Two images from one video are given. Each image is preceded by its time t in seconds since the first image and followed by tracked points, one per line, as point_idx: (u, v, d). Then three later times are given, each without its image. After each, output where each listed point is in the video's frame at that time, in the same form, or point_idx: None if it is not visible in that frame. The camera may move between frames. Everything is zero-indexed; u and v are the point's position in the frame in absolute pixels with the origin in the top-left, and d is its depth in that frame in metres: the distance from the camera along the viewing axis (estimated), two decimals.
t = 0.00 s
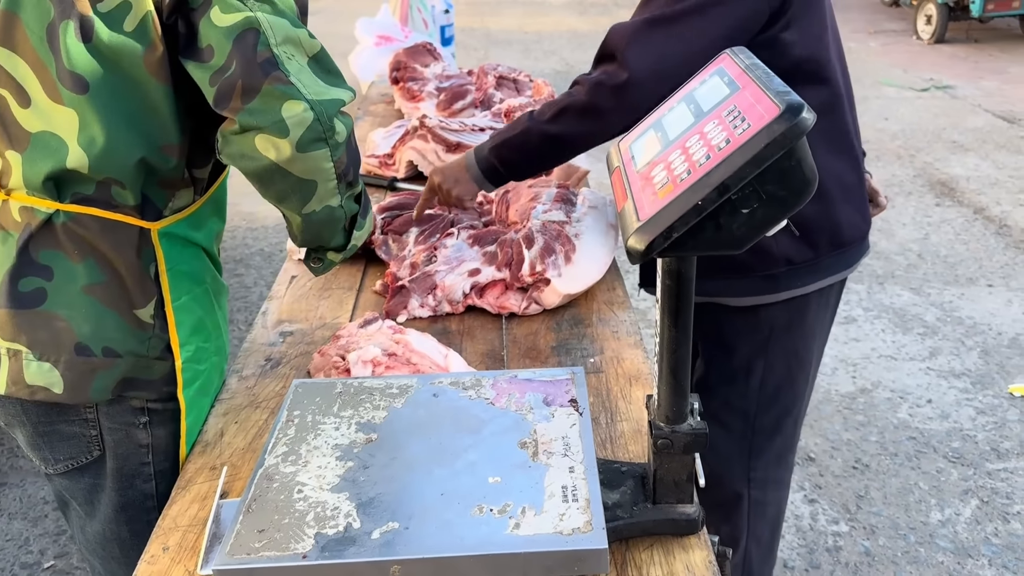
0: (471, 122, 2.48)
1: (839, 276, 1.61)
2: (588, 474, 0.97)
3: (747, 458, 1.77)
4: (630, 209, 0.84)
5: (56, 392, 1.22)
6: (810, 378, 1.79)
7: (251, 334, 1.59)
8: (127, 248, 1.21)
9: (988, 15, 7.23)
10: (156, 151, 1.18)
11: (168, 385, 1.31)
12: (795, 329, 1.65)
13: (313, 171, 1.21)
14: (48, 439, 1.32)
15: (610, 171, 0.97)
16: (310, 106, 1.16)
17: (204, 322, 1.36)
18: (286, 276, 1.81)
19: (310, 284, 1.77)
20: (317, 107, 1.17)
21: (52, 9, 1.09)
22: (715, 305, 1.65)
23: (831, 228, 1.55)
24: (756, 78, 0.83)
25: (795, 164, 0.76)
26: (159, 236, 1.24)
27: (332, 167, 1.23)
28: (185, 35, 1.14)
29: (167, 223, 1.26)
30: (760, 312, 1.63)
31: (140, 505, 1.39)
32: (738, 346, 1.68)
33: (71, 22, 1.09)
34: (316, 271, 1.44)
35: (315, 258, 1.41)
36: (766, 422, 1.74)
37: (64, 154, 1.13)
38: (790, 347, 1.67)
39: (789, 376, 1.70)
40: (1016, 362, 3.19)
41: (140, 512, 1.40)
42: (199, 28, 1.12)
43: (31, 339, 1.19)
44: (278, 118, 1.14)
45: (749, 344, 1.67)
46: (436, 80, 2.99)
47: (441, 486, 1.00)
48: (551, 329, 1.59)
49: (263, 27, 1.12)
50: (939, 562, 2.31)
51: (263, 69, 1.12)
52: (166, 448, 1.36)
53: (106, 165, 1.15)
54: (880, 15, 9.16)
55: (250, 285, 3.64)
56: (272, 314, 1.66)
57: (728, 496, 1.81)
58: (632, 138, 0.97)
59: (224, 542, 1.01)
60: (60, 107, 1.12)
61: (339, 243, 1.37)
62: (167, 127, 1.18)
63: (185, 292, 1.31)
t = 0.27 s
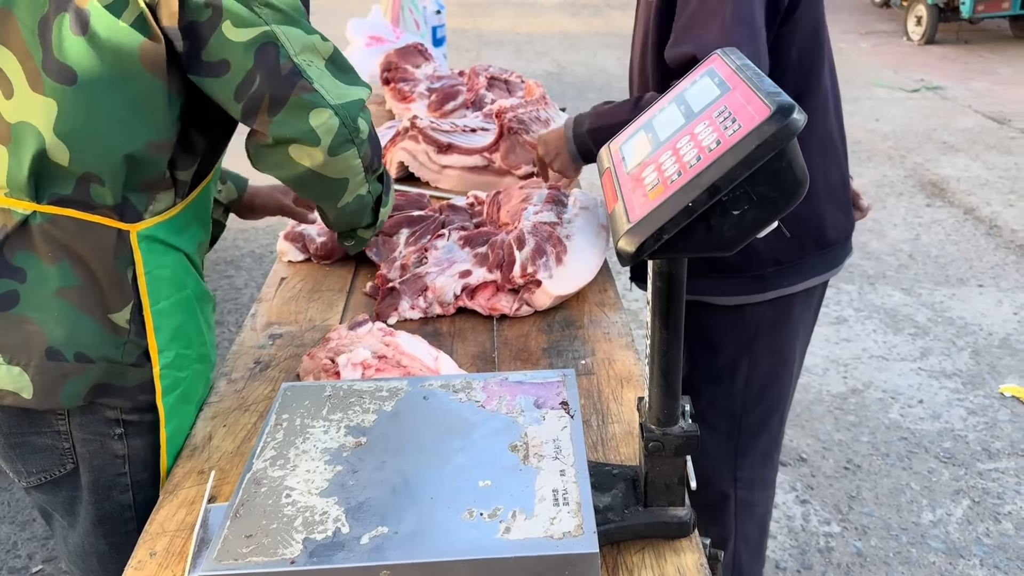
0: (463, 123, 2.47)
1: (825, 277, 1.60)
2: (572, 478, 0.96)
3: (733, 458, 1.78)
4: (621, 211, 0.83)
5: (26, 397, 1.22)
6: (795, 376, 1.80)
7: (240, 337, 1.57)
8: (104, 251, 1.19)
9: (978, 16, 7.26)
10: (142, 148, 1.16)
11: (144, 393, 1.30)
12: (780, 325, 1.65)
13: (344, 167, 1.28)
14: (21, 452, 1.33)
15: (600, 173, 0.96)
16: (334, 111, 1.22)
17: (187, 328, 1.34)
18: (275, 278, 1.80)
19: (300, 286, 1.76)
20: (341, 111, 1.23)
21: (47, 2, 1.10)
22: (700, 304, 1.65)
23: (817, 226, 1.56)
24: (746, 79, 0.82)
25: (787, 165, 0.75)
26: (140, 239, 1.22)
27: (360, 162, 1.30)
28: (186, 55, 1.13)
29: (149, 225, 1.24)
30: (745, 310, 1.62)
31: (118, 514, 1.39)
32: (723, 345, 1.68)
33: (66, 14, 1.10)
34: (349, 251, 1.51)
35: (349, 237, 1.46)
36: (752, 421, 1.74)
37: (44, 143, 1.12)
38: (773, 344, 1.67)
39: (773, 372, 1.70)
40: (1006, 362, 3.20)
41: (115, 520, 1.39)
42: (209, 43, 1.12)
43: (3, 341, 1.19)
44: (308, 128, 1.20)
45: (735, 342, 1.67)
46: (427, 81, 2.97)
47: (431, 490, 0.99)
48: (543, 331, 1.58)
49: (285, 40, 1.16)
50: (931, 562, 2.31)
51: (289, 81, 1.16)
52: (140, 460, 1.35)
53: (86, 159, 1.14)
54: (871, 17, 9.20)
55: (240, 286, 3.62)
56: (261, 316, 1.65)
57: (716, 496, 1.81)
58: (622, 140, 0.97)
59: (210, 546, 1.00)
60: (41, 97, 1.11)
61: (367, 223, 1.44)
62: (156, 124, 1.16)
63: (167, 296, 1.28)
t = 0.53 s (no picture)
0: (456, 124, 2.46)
1: (826, 273, 1.62)
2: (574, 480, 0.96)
3: (731, 458, 1.78)
4: (614, 213, 0.82)
5: (19, 405, 1.18)
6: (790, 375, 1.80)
7: (231, 339, 1.56)
8: (102, 254, 1.16)
9: (970, 17, 7.28)
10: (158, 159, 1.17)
11: (133, 403, 1.28)
12: (779, 327, 1.66)
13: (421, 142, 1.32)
14: (4, 470, 1.31)
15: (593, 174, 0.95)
16: (399, 95, 1.26)
17: (181, 333, 1.32)
18: (267, 280, 1.79)
19: (292, 288, 1.75)
20: (403, 97, 1.26)
21: (70, 13, 1.08)
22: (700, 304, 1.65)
23: (820, 224, 1.55)
24: (740, 80, 0.82)
25: (781, 168, 0.75)
26: (139, 242, 1.20)
27: (437, 138, 1.34)
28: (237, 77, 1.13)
29: (145, 229, 1.21)
30: (747, 310, 1.63)
31: (111, 517, 1.40)
32: (722, 345, 1.68)
33: (96, 30, 1.08)
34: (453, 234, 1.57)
35: (449, 222, 1.52)
36: (749, 422, 1.74)
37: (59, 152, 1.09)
38: (773, 345, 1.68)
39: (772, 374, 1.70)
40: (999, 363, 3.21)
41: (112, 521, 1.40)
42: (273, 60, 1.13)
43: None
44: (378, 119, 1.24)
45: (735, 343, 1.67)
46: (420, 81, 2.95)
47: (423, 495, 0.98)
48: (536, 333, 1.57)
49: (340, 43, 1.19)
50: (925, 564, 2.31)
51: (355, 80, 1.20)
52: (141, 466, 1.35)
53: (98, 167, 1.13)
54: (864, 18, 9.23)
55: (232, 287, 3.61)
56: (252, 319, 1.64)
57: (711, 496, 1.82)
58: (615, 140, 0.96)
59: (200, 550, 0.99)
60: (59, 106, 1.08)
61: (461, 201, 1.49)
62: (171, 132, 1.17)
63: (163, 300, 1.27)
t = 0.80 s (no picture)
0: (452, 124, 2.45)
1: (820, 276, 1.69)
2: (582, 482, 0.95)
3: (726, 459, 1.79)
4: (612, 214, 0.82)
5: (41, 408, 1.16)
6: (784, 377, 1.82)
7: (226, 340, 1.55)
8: (123, 257, 1.18)
9: (966, 18, 7.30)
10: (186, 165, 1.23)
11: (144, 403, 1.27)
12: (776, 329, 1.69)
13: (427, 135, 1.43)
14: (5, 488, 1.28)
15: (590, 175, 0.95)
16: (411, 94, 1.36)
17: (189, 335, 1.32)
18: (262, 281, 1.78)
19: (287, 289, 1.74)
20: (414, 95, 1.36)
21: (114, 27, 1.11)
22: (696, 305, 1.70)
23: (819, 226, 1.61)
24: (738, 81, 0.81)
25: (779, 169, 0.74)
26: (156, 242, 1.22)
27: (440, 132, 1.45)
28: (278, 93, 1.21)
29: (165, 231, 1.23)
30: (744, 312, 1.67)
31: (118, 525, 1.39)
32: (720, 347, 1.71)
33: (141, 45, 1.11)
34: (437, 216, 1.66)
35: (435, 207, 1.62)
36: (745, 421, 1.75)
37: (97, 162, 1.13)
38: (769, 346, 1.71)
39: (768, 376, 1.73)
40: (995, 364, 3.21)
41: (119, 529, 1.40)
42: (313, 73, 1.21)
43: (14, 353, 1.13)
44: (397, 119, 1.34)
45: (732, 344, 1.70)
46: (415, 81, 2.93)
47: (418, 498, 0.98)
48: (533, 334, 1.57)
49: (366, 52, 1.28)
50: (921, 564, 2.31)
51: (378, 87, 1.30)
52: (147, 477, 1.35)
53: (130, 174, 1.16)
54: (862, 19, 9.24)
55: (228, 288, 3.59)
56: (248, 320, 1.63)
57: (705, 497, 1.82)
58: (612, 142, 0.95)
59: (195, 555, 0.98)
60: (98, 115, 1.12)
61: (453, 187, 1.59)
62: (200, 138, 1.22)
63: (175, 302, 1.28)
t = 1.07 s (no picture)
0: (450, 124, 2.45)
1: (814, 280, 1.75)
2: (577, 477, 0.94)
3: (724, 460, 1.80)
4: (609, 215, 0.81)
5: (8, 395, 1.18)
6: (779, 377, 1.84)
7: (223, 341, 1.55)
8: (93, 238, 1.18)
9: (963, 18, 7.31)
10: (165, 137, 1.19)
11: (122, 391, 1.27)
12: (775, 328, 1.71)
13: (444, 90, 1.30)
14: None
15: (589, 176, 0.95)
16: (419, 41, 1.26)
17: (167, 331, 1.31)
18: (258, 281, 1.78)
19: (284, 289, 1.73)
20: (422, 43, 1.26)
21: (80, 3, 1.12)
22: (695, 304, 1.71)
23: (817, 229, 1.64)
24: (738, 81, 0.81)
25: (779, 169, 0.74)
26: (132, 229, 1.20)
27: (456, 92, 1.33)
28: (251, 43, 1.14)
29: (145, 219, 1.22)
30: (743, 311, 1.69)
31: (86, 540, 1.37)
32: (717, 347, 1.72)
33: (106, 14, 1.11)
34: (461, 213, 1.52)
35: (459, 201, 1.47)
36: (741, 421, 1.77)
37: (64, 135, 1.12)
38: (767, 346, 1.72)
39: (766, 375, 1.75)
40: (992, 364, 3.22)
41: (88, 548, 1.37)
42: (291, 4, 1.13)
43: None
44: (407, 60, 1.23)
45: (731, 344, 1.71)
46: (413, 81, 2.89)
47: (416, 500, 0.97)
48: (531, 335, 1.56)
49: None
50: (920, 565, 2.31)
51: (377, 21, 1.20)
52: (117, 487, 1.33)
53: (101, 146, 1.15)
54: (858, 19, 9.26)
55: (224, 288, 3.58)
56: (244, 320, 1.62)
57: (703, 498, 1.83)
58: (611, 141, 0.95)
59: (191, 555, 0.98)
60: (66, 88, 1.11)
61: (478, 180, 1.46)
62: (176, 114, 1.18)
63: (151, 295, 1.25)
